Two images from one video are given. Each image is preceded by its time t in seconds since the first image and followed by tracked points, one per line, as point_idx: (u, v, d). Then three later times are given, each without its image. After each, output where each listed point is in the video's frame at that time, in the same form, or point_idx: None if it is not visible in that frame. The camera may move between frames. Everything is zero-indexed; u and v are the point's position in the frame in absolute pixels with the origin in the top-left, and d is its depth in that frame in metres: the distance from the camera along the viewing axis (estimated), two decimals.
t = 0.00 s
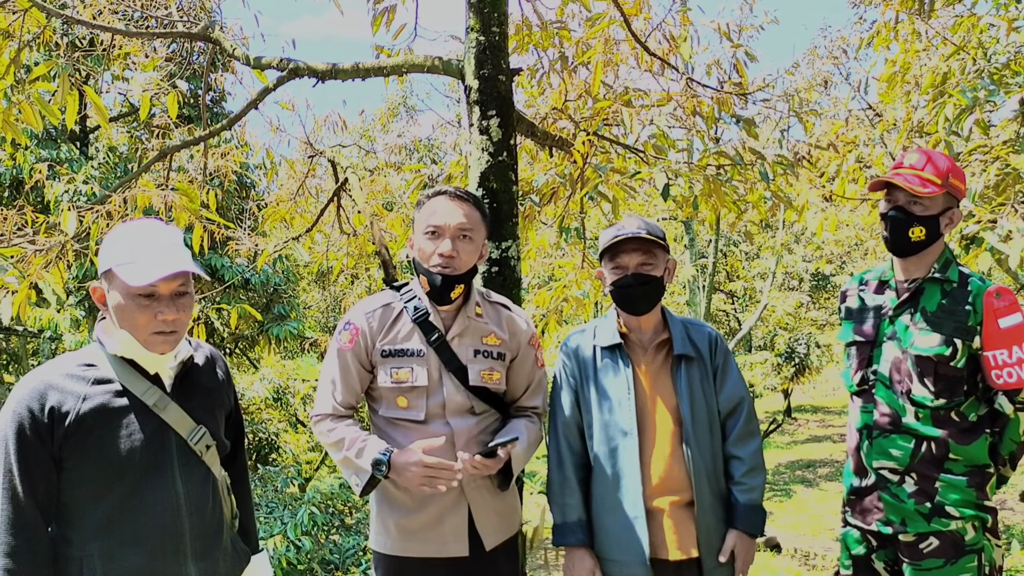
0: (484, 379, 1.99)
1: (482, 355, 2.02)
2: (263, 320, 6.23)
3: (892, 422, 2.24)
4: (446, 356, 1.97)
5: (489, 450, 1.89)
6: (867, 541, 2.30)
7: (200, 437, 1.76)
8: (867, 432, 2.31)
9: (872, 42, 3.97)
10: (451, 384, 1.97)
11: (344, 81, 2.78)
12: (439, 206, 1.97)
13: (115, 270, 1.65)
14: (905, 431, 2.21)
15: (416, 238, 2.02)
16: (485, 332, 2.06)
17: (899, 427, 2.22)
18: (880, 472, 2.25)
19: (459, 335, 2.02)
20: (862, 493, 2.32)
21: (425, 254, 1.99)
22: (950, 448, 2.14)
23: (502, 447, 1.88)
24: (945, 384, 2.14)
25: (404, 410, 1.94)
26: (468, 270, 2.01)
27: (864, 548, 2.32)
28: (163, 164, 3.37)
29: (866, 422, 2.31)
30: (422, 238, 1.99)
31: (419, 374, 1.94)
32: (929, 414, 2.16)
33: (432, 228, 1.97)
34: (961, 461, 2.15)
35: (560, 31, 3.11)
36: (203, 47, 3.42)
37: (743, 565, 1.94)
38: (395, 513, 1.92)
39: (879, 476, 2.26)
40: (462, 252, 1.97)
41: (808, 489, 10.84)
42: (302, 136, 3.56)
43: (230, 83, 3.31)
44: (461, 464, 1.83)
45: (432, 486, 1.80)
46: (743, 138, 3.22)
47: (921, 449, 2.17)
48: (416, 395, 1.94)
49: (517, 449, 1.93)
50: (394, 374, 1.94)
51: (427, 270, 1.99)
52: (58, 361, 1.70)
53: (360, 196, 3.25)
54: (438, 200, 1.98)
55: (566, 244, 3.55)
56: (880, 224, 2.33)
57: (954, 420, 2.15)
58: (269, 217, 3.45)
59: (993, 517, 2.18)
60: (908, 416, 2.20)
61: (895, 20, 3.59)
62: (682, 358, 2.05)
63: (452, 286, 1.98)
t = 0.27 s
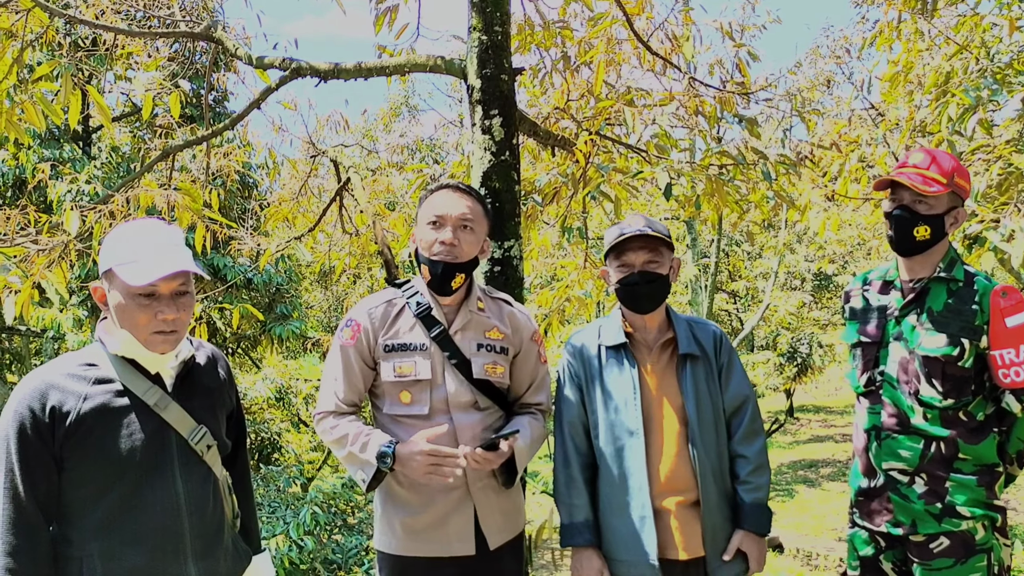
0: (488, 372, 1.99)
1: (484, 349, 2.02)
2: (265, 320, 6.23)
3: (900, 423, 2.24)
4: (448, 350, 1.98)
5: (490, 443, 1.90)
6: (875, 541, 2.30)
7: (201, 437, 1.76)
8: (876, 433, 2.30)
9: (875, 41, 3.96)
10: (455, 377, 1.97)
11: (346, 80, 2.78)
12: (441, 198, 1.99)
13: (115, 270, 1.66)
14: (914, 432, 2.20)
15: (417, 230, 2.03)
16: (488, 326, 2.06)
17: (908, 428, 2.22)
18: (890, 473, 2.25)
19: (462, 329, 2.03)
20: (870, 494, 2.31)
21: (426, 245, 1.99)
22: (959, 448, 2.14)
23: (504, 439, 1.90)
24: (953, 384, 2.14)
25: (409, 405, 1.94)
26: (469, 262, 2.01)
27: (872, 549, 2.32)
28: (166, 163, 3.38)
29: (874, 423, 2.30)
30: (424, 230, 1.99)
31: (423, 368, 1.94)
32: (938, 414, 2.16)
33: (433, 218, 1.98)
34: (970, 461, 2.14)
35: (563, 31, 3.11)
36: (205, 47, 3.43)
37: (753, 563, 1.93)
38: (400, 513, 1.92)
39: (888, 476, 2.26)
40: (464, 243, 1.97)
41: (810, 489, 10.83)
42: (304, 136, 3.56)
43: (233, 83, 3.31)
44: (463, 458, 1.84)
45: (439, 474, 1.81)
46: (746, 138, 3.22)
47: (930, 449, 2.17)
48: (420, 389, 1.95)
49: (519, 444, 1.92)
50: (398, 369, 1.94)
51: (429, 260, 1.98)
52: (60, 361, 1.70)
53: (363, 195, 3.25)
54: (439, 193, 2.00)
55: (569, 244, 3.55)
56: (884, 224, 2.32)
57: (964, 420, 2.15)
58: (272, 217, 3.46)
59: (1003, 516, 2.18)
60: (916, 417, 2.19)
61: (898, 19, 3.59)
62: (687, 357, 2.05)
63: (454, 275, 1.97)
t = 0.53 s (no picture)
0: (490, 368, 1.99)
1: (485, 345, 2.02)
2: (267, 319, 6.23)
3: (913, 425, 2.22)
4: (449, 346, 1.98)
5: (490, 435, 1.89)
6: (888, 543, 2.29)
7: (203, 437, 1.75)
8: (888, 435, 2.28)
9: (877, 41, 3.95)
10: (456, 374, 1.97)
11: (349, 80, 2.78)
12: (437, 197, 1.99)
13: (119, 269, 1.66)
14: (927, 433, 2.19)
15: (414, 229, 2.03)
16: (488, 322, 2.06)
17: (921, 430, 2.20)
18: (904, 475, 2.23)
19: (462, 326, 2.03)
20: (883, 496, 2.30)
21: (423, 245, 2.00)
22: (974, 448, 2.14)
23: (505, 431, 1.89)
24: (967, 384, 2.14)
25: (411, 403, 1.94)
26: (466, 261, 2.00)
27: (885, 551, 2.31)
28: (169, 164, 3.38)
29: (887, 425, 2.29)
30: (421, 229, 1.99)
31: (424, 366, 1.94)
32: (952, 415, 2.15)
33: (428, 218, 1.97)
34: (985, 461, 2.15)
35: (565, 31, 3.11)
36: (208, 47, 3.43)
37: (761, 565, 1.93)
38: (405, 514, 1.92)
39: (902, 478, 2.24)
40: (460, 242, 1.97)
41: (812, 489, 10.83)
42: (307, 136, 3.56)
43: (235, 83, 3.31)
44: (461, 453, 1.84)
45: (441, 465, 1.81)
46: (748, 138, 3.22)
47: (945, 450, 2.16)
48: (421, 387, 1.95)
49: (520, 438, 1.92)
50: (399, 367, 1.94)
51: (427, 260, 1.99)
52: (62, 361, 1.70)
53: (365, 195, 3.25)
54: (436, 191, 2.00)
55: (571, 244, 3.55)
56: (895, 222, 2.31)
57: (977, 421, 2.15)
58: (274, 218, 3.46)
59: (1017, 515, 2.18)
60: (930, 418, 2.18)
61: (901, 19, 3.58)
62: (691, 357, 2.05)
63: (451, 275, 1.98)
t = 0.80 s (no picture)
0: (489, 366, 1.98)
1: (484, 344, 2.01)
2: (268, 319, 6.22)
3: (929, 428, 2.20)
4: (449, 345, 1.97)
5: (490, 436, 1.88)
6: (899, 545, 2.28)
7: (203, 437, 1.75)
8: (903, 437, 2.26)
9: (880, 40, 3.94)
10: (456, 373, 1.96)
11: (350, 80, 2.78)
12: (436, 195, 1.99)
13: (121, 270, 1.65)
14: (943, 435, 2.18)
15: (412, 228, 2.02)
16: (487, 321, 2.05)
17: (937, 432, 2.19)
18: (918, 477, 2.22)
19: (460, 325, 2.02)
20: (895, 498, 2.28)
21: (422, 242, 1.98)
22: (990, 450, 2.13)
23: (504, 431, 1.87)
24: (984, 386, 2.13)
25: (410, 403, 1.93)
26: (465, 258, 2.00)
27: (895, 553, 2.29)
28: (169, 163, 3.38)
29: (901, 426, 2.27)
30: (420, 227, 1.99)
31: (422, 365, 1.94)
32: (969, 417, 2.14)
33: (428, 216, 1.97)
34: (1001, 462, 2.14)
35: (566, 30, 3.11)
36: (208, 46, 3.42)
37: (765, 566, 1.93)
38: (406, 514, 1.91)
39: (916, 480, 2.22)
40: (460, 239, 1.97)
41: (814, 490, 10.81)
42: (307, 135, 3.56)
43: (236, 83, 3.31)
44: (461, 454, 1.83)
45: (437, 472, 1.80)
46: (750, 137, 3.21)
47: (961, 452, 2.16)
48: (420, 387, 1.94)
49: (521, 438, 1.91)
50: (398, 367, 1.93)
51: (426, 256, 1.97)
52: (63, 360, 1.69)
53: (366, 195, 3.24)
54: (434, 189, 2.00)
55: (573, 243, 3.54)
56: (911, 221, 2.29)
57: (992, 422, 2.14)
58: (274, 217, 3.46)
59: None
60: (946, 420, 2.17)
61: (903, 18, 3.57)
62: (696, 357, 2.03)
63: (452, 271, 1.97)
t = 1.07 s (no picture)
0: (489, 364, 1.98)
1: (484, 342, 2.01)
2: (268, 318, 6.21)
3: (936, 429, 2.19)
4: (449, 343, 1.97)
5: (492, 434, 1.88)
6: (904, 543, 2.29)
7: (212, 432, 1.75)
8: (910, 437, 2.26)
9: (880, 39, 3.94)
10: (456, 371, 1.96)
11: (350, 79, 2.77)
12: (438, 192, 2.00)
13: (129, 267, 1.65)
14: (950, 436, 2.17)
15: (414, 225, 2.02)
16: (487, 319, 2.05)
17: (944, 433, 2.18)
18: (924, 477, 2.22)
19: (460, 323, 2.02)
20: (901, 498, 2.29)
21: (424, 238, 1.98)
22: (997, 451, 2.13)
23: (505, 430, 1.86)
24: (991, 388, 2.12)
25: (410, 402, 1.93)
26: (467, 255, 2.00)
27: (900, 550, 2.31)
28: (169, 163, 3.38)
29: (908, 427, 2.27)
30: (422, 222, 1.99)
31: (423, 363, 1.94)
32: (976, 418, 2.13)
33: (430, 212, 1.98)
34: (1008, 463, 2.13)
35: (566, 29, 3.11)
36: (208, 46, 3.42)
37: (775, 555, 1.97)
38: (405, 513, 1.91)
39: (923, 481, 2.23)
40: (463, 236, 1.98)
41: (814, 490, 10.81)
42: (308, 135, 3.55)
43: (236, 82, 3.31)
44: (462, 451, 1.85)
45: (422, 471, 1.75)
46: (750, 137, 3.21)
47: (968, 453, 2.15)
48: (420, 385, 1.94)
49: (522, 435, 1.90)
50: (398, 365, 1.93)
51: (428, 252, 1.97)
52: (71, 357, 1.69)
53: (366, 194, 3.24)
54: (437, 186, 2.01)
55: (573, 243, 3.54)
56: (920, 221, 2.28)
57: (1000, 424, 2.13)
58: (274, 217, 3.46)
59: None
60: (953, 421, 2.16)
61: (903, 17, 3.57)
62: (699, 355, 2.03)
63: (455, 267, 1.97)
